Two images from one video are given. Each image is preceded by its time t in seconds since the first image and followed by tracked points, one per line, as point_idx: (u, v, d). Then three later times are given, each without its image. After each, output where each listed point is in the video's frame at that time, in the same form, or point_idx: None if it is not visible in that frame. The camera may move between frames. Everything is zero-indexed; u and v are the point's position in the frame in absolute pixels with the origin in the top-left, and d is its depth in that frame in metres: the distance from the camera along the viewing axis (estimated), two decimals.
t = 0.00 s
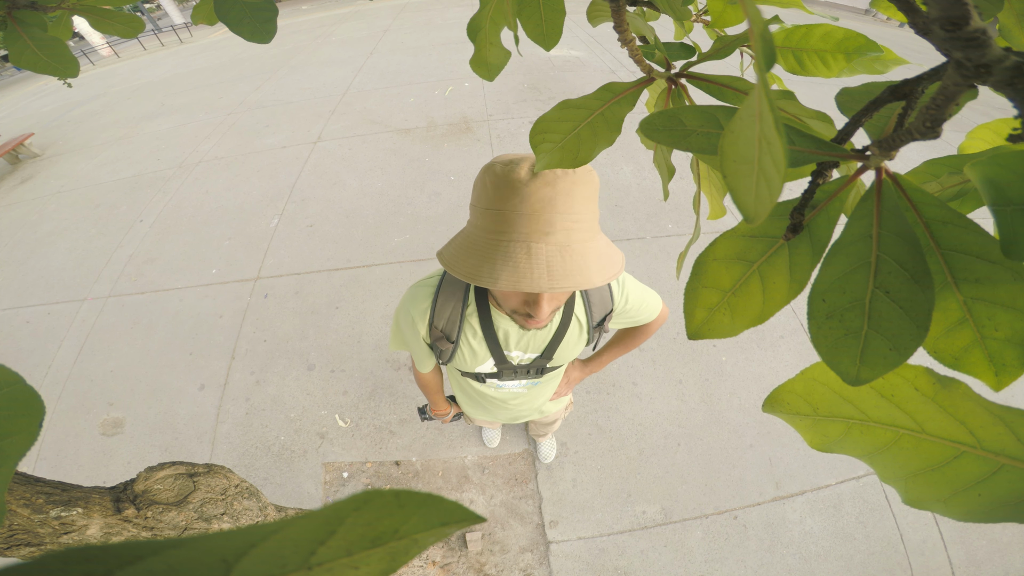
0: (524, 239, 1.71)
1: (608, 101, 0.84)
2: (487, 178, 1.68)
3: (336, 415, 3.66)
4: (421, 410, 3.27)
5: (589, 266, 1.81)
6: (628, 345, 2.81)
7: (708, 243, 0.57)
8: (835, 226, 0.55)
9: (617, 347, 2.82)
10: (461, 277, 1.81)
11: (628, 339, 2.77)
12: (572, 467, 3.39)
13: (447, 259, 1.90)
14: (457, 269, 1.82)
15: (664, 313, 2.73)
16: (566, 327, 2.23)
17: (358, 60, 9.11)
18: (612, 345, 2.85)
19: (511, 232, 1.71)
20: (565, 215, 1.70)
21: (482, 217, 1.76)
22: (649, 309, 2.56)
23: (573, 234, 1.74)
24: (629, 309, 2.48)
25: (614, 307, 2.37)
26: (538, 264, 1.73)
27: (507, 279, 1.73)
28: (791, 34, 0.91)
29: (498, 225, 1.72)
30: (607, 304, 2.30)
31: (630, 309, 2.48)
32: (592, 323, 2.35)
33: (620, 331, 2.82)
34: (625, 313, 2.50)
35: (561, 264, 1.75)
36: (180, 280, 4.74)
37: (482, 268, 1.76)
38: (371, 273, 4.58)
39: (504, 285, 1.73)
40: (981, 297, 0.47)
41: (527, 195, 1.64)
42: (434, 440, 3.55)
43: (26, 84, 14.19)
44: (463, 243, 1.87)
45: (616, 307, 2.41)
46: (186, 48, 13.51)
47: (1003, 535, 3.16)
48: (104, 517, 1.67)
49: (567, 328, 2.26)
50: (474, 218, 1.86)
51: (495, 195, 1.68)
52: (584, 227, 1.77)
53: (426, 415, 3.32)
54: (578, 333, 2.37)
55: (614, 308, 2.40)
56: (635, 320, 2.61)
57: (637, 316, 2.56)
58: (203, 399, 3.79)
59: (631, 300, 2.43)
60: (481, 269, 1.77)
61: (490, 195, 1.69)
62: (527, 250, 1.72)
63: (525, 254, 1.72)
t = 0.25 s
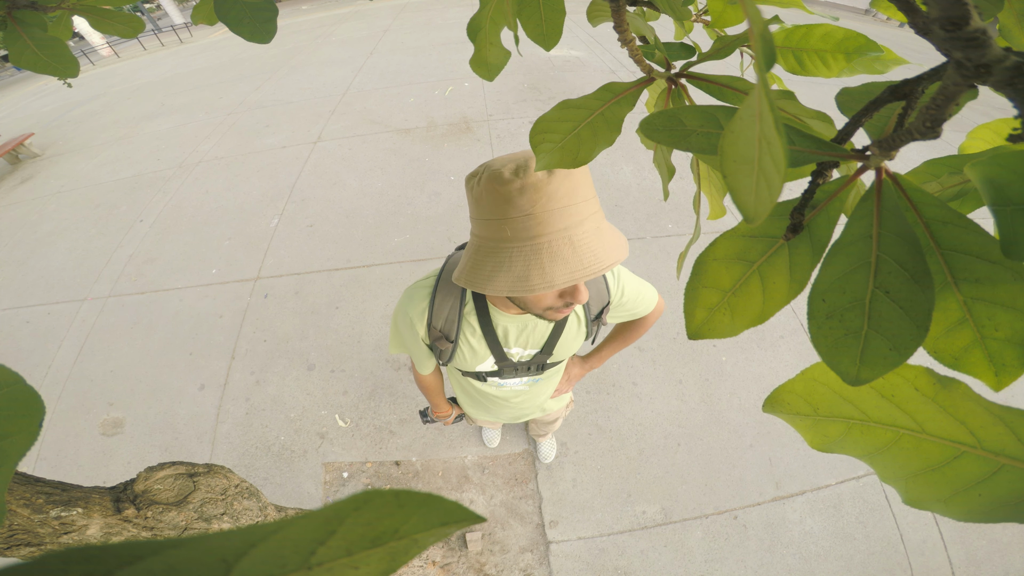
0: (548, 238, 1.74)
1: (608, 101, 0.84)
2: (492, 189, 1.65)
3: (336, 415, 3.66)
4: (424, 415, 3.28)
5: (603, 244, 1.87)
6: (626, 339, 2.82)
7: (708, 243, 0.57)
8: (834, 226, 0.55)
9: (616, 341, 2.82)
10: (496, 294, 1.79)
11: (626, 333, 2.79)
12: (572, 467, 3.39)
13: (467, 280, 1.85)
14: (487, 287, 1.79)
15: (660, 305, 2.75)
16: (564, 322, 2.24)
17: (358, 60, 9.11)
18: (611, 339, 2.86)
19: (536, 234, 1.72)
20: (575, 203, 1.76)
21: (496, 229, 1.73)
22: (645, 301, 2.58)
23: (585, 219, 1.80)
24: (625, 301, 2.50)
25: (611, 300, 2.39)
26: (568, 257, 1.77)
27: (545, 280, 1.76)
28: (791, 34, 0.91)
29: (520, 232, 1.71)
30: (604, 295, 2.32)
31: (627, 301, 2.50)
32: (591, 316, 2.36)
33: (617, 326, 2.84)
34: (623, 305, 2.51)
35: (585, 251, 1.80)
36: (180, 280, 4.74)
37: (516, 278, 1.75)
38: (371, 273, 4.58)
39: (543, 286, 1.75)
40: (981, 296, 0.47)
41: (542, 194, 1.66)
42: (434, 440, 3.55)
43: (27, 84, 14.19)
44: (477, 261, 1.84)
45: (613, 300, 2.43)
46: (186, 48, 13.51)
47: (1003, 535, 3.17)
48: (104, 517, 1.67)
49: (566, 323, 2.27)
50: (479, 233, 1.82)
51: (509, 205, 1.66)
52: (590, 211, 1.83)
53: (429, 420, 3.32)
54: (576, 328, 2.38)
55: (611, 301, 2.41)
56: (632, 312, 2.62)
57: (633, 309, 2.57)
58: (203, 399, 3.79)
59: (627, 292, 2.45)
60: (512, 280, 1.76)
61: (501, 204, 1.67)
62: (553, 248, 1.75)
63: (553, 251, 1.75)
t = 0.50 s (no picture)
0: (553, 232, 1.74)
1: (608, 101, 0.84)
2: (495, 185, 1.64)
3: (336, 415, 3.66)
4: (426, 417, 3.28)
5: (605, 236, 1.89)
6: (625, 333, 2.82)
7: (709, 243, 0.57)
8: (835, 226, 0.55)
9: (615, 336, 2.83)
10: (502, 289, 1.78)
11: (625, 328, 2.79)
12: (572, 467, 3.39)
13: (472, 276, 1.84)
14: (494, 283, 1.78)
15: (657, 299, 2.76)
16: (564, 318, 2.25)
17: (358, 60, 9.11)
18: (610, 335, 2.86)
19: (541, 228, 1.72)
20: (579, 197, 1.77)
21: (501, 224, 1.73)
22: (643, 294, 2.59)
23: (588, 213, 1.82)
24: (623, 296, 2.50)
25: (610, 293, 2.39)
26: (574, 250, 1.77)
27: (552, 273, 1.75)
28: (791, 34, 0.91)
29: (524, 227, 1.71)
30: (603, 290, 2.32)
31: (625, 296, 2.50)
32: (591, 312, 2.37)
33: (616, 321, 2.84)
34: (621, 300, 2.52)
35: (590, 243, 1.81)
36: (180, 280, 4.74)
37: (522, 272, 1.75)
38: (371, 273, 4.58)
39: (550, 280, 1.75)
40: (981, 296, 0.47)
41: (546, 188, 1.66)
42: (434, 440, 3.55)
43: (27, 84, 14.19)
44: (481, 257, 1.82)
45: (612, 294, 2.43)
46: (187, 48, 13.51)
47: (1003, 535, 3.16)
48: (104, 517, 1.67)
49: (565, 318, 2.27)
50: (483, 229, 1.80)
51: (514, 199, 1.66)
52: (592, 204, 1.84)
53: (430, 421, 3.32)
54: (576, 323, 2.38)
55: (610, 295, 2.42)
56: (630, 307, 2.63)
57: (632, 302, 2.58)
58: (202, 399, 3.79)
59: (625, 286, 2.45)
60: (520, 274, 1.75)
61: (505, 198, 1.66)
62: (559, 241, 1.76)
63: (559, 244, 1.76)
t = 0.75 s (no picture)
0: (556, 225, 1.75)
1: (608, 100, 0.84)
2: (496, 181, 1.65)
3: (336, 415, 3.66)
4: (426, 417, 3.28)
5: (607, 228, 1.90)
6: (624, 330, 2.82)
7: (708, 243, 0.57)
8: (835, 226, 0.55)
9: (614, 333, 2.84)
10: (508, 283, 1.78)
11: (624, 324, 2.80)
12: (572, 467, 3.39)
13: (476, 272, 1.84)
14: (500, 279, 1.78)
15: (655, 294, 2.76)
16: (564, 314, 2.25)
17: (358, 60, 9.11)
18: (609, 331, 2.86)
19: (545, 222, 1.73)
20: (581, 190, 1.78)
21: (503, 220, 1.73)
22: (641, 289, 2.59)
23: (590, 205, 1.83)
24: (621, 291, 2.51)
25: (608, 288, 2.39)
26: (578, 242, 1.78)
27: (557, 265, 1.76)
28: (791, 34, 0.91)
29: (527, 221, 1.71)
30: (601, 284, 2.33)
31: (623, 291, 2.51)
32: (589, 306, 2.37)
33: (614, 317, 2.84)
34: (619, 295, 2.52)
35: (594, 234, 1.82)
36: (180, 280, 4.74)
37: (527, 265, 1.75)
38: (371, 273, 4.58)
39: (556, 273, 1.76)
40: (982, 297, 0.47)
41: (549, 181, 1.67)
42: (434, 440, 3.55)
43: (26, 84, 14.18)
44: (485, 253, 1.82)
45: (610, 289, 2.43)
46: (187, 48, 13.51)
47: (1003, 535, 3.16)
48: (104, 517, 1.67)
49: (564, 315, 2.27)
50: (484, 225, 1.80)
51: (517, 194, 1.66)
52: (593, 197, 1.86)
53: (430, 420, 3.32)
54: (575, 319, 2.38)
55: (608, 289, 2.42)
56: (628, 302, 2.63)
57: (630, 297, 2.58)
58: (202, 399, 3.79)
59: (623, 281, 2.45)
60: (525, 268, 1.76)
61: (507, 193, 1.67)
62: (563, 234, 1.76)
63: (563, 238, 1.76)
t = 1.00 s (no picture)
0: (564, 210, 1.75)
1: (608, 101, 0.84)
2: (503, 170, 1.65)
3: (336, 415, 3.66)
4: (421, 410, 3.25)
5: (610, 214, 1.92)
6: (624, 325, 2.82)
7: (708, 244, 0.57)
8: (835, 226, 0.55)
9: (613, 329, 2.84)
10: (520, 271, 1.77)
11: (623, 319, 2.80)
12: (572, 467, 3.39)
13: (485, 262, 1.82)
14: (511, 266, 1.76)
15: (654, 287, 2.76)
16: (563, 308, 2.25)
17: (358, 60, 9.11)
18: (608, 328, 2.86)
19: (553, 207, 1.73)
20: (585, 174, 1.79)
21: (511, 208, 1.72)
22: (638, 281, 2.59)
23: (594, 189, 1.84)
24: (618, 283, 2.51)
25: (604, 279, 2.38)
26: (586, 226, 1.79)
27: (568, 250, 1.77)
28: (791, 35, 0.91)
29: (536, 207, 1.71)
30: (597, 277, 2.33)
31: (619, 281, 2.51)
32: (586, 298, 2.35)
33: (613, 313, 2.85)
34: (615, 286, 2.52)
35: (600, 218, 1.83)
36: (180, 280, 4.75)
37: (538, 252, 1.75)
38: (371, 273, 4.57)
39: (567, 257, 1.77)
40: (981, 297, 0.47)
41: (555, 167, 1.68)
42: (434, 440, 3.55)
43: (26, 83, 14.18)
44: (492, 242, 1.81)
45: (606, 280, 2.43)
46: (187, 48, 13.51)
47: (1003, 535, 3.16)
48: (104, 517, 1.67)
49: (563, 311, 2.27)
50: (489, 215, 1.78)
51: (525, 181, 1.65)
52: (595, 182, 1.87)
53: (428, 417, 3.31)
54: (574, 315, 2.39)
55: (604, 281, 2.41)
56: (626, 294, 2.63)
57: (628, 289, 2.58)
58: (202, 399, 3.79)
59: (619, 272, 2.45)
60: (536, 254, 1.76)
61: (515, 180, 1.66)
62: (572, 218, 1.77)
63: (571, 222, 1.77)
